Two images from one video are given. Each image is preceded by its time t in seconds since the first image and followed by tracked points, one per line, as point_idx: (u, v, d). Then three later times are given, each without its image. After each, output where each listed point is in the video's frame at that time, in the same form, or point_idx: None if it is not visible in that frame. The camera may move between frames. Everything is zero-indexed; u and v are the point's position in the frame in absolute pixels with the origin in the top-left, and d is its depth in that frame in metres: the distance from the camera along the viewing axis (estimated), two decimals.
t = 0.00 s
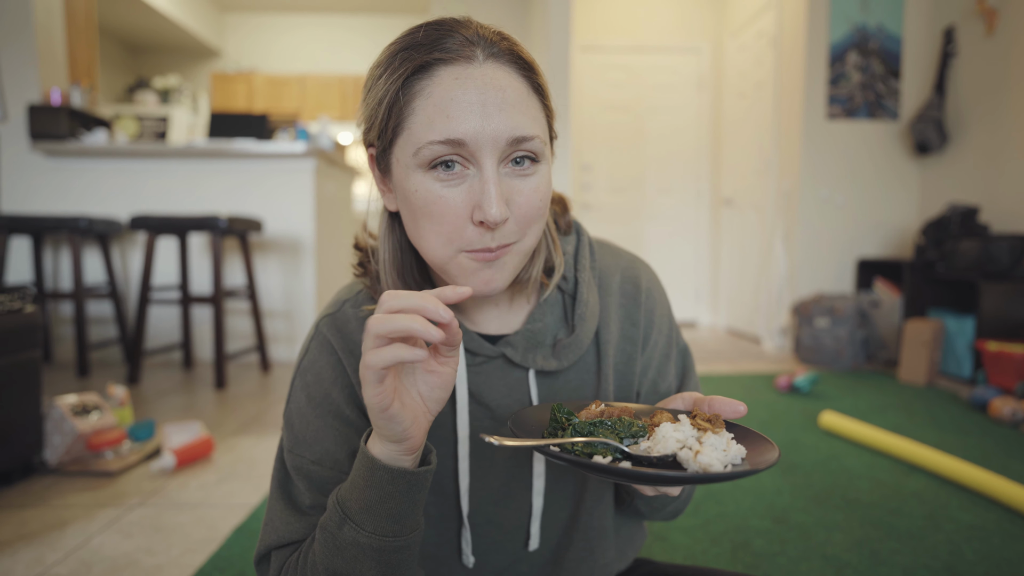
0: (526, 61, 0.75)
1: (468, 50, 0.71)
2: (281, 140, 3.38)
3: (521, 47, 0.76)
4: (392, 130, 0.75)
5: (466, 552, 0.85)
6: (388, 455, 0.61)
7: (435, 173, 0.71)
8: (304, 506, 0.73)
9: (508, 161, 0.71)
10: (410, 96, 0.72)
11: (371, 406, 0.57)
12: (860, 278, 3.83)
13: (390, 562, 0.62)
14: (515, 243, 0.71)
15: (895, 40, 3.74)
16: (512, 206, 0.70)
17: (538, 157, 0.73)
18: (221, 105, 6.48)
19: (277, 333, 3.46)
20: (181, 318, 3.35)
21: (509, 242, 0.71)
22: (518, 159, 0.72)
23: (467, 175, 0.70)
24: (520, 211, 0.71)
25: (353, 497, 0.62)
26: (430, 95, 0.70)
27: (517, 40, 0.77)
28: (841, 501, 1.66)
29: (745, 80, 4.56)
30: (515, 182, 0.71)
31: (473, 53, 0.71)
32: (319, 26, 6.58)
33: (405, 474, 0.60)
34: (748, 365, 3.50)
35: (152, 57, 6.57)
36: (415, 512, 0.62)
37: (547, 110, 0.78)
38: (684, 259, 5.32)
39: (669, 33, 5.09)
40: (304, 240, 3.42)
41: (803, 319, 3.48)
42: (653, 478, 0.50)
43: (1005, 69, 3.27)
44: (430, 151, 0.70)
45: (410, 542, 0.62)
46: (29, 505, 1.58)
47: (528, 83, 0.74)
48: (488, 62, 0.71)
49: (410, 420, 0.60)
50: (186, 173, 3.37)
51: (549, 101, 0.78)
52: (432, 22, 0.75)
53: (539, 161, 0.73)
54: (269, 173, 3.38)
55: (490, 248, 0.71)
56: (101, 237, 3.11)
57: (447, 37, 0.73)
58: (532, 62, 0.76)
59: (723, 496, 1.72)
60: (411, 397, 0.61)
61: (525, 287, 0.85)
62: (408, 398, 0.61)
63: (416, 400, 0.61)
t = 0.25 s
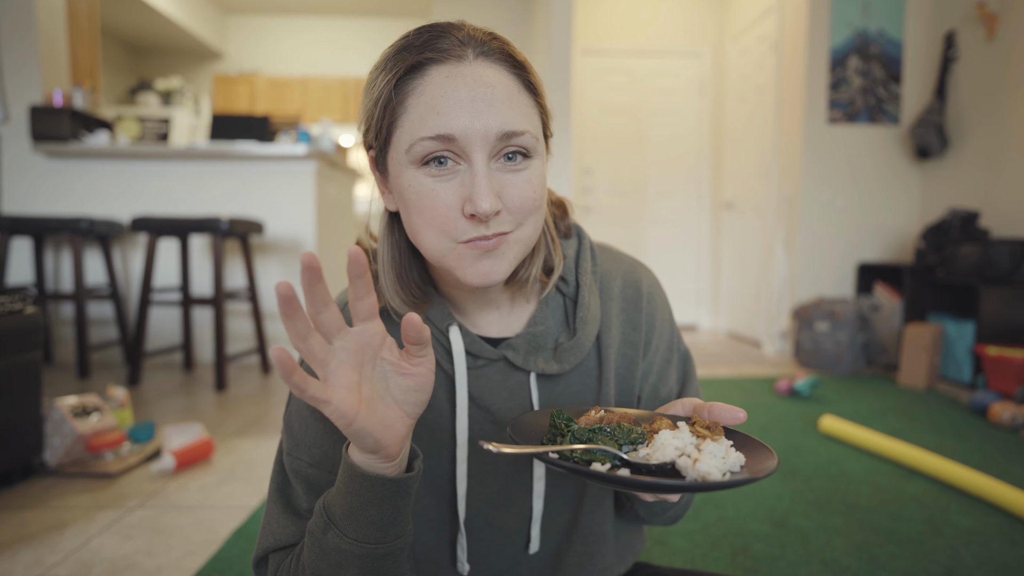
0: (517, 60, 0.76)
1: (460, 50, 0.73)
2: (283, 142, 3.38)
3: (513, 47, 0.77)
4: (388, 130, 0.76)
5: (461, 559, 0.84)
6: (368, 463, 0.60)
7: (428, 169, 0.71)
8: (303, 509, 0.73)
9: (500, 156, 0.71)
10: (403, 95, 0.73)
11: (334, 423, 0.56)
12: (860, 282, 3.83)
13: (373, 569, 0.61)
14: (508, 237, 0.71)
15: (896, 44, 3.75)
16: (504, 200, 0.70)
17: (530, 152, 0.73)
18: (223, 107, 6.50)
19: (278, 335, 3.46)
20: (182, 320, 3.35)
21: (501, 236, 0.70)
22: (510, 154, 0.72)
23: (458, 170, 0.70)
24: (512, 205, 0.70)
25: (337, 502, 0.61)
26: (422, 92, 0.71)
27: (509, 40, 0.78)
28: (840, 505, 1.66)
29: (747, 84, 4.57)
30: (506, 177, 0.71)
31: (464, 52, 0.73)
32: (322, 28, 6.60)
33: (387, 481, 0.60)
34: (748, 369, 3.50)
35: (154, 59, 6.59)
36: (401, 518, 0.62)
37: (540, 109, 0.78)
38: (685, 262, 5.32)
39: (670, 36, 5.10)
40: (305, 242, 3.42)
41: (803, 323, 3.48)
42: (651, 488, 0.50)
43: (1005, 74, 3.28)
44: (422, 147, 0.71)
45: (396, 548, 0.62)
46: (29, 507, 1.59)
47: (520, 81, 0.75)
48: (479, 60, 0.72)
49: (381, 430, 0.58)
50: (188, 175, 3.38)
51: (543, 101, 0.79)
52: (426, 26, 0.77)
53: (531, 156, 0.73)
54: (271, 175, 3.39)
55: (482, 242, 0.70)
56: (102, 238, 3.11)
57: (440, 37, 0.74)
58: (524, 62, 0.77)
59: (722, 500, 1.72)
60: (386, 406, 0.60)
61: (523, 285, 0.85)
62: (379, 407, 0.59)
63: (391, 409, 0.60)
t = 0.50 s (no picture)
0: (514, 60, 0.76)
1: (456, 50, 0.73)
2: (284, 144, 3.39)
3: (510, 47, 0.78)
4: (385, 130, 0.76)
5: (470, 563, 0.84)
6: (395, 453, 0.60)
7: (424, 168, 0.71)
8: (305, 511, 0.73)
9: (496, 155, 0.71)
10: (400, 95, 0.74)
11: (379, 372, 0.56)
12: (861, 286, 3.83)
13: (394, 560, 0.62)
14: (505, 236, 0.71)
15: (897, 48, 3.75)
16: (499, 198, 0.70)
17: (526, 150, 0.73)
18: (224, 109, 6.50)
19: (278, 337, 3.46)
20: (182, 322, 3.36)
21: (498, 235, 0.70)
22: (507, 152, 0.72)
23: (454, 168, 0.70)
24: (508, 203, 0.70)
25: (358, 495, 0.61)
26: (418, 91, 0.71)
27: (506, 41, 0.78)
28: (841, 509, 1.66)
29: (747, 87, 4.57)
30: (502, 175, 0.71)
31: (460, 52, 0.73)
32: (323, 30, 6.61)
33: (411, 474, 0.60)
34: (748, 372, 3.50)
35: (155, 60, 6.60)
36: (419, 511, 0.62)
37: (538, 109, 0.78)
38: (685, 265, 5.32)
39: (672, 39, 5.11)
40: (306, 244, 3.43)
41: (803, 325, 3.48)
42: (654, 485, 0.50)
43: (1006, 78, 3.28)
44: (418, 145, 0.70)
45: (414, 540, 0.63)
46: (29, 508, 1.58)
47: (516, 80, 0.75)
48: (474, 60, 0.72)
49: (415, 403, 0.58)
50: (189, 177, 3.38)
51: (540, 100, 0.78)
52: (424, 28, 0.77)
53: (527, 155, 0.73)
54: (272, 177, 3.39)
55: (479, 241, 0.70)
56: (103, 240, 3.12)
57: (436, 38, 0.74)
58: (521, 61, 0.77)
59: (723, 503, 1.72)
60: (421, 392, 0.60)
61: (524, 288, 0.86)
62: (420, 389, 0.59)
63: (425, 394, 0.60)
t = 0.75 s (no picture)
0: (516, 61, 0.76)
1: (458, 51, 0.73)
2: (285, 144, 3.39)
3: (513, 48, 0.78)
4: (388, 131, 0.76)
5: (464, 558, 0.85)
6: (405, 445, 0.61)
7: (426, 169, 0.71)
8: (307, 509, 0.73)
9: (497, 156, 0.71)
10: (402, 96, 0.74)
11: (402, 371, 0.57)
12: (861, 288, 3.83)
13: (403, 552, 0.62)
14: (507, 238, 0.71)
15: (897, 50, 3.76)
16: (500, 200, 0.70)
17: (528, 151, 0.73)
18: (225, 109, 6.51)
19: (278, 337, 3.46)
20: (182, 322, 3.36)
21: (500, 236, 0.70)
22: (508, 154, 0.72)
23: (456, 169, 0.70)
24: (509, 205, 0.70)
25: (367, 487, 0.62)
26: (420, 93, 0.71)
27: (509, 42, 0.78)
28: (841, 510, 1.66)
29: (748, 89, 4.58)
30: (504, 176, 0.71)
31: (462, 54, 0.73)
32: (324, 30, 6.62)
33: (421, 464, 0.61)
34: (748, 373, 3.50)
35: (156, 60, 6.61)
36: (427, 502, 0.62)
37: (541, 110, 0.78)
38: (685, 267, 5.32)
39: (673, 41, 5.11)
40: (306, 244, 3.43)
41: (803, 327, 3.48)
42: (656, 481, 0.50)
43: (1007, 81, 3.29)
44: (419, 146, 0.71)
45: (423, 533, 0.63)
46: (29, 507, 1.58)
47: (518, 82, 0.75)
48: (477, 61, 0.73)
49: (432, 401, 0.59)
50: (190, 177, 3.39)
51: (543, 101, 0.78)
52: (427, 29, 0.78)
53: (529, 156, 0.73)
54: (273, 177, 3.39)
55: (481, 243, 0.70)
56: (104, 239, 3.12)
57: (439, 39, 0.75)
58: (524, 63, 0.77)
59: (722, 504, 1.72)
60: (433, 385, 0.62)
61: (527, 289, 0.86)
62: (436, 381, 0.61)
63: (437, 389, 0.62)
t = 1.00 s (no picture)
0: (516, 71, 0.75)
1: (456, 62, 0.73)
2: (286, 145, 3.39)
3: (514, 56, 0.77)
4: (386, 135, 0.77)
5: (467, 560, 0.86)
6: (388, 455, 0.61)
7: (419, 180, 0.72)
8: (306, 512, 0.73)
9: (490, 170, 0.72)
10: (400, 104, 0.74)
11: (362, 378, 0.56)
12: (861, 290, 3.83)
13: (388, 561, 0.62)
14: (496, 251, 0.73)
15: (898, 52, 3.76)
16: (490, 214, 0.71)
17: (521, 166, 0.74)
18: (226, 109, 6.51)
19: (278, 337, 3.47)
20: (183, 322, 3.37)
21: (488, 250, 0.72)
22: (501, 168, 0.73)
23: (448, 182, 0.71)
24: (499, 220, 0.71)
25: (352, 498, 0.62)
26: (416, 103, 0.71)
27: (510, 49, 0.77)
28: (840, 512, 1.66)
29: (749, 91, 4.58)
30: (495, 191, 0.72)
31: (460, 64, 0.73)
32: (325, 31, 6.63)
33: (404, 476, 0.60)
34: (748, 375, 3.50)
35: (158, 61, 6.62)
36: (415, 512, 0.62)
37: (539, 120, 0.78)
38: (686, 268, 5.32)
39: (673, 42, 5.12)
40: (307, 244, 3.43)
41: (804, 329, 3.48)
42: (654, 487, 0.51)
43: (1007, 83, 3.29)
44: (413, 156, 0.71)
45: (410, 542, 0.63)
46: (29, 507, 1.59)
47: (516, 93, 0.75)
48: (474, 73, 0.72)
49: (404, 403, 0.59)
50: (191, 177, 3.40)
51: (542, 111, 0.78)
52: (428, 34, 0.77)
53: (522, 170, 0.74)
54: (274, 178, 3.40)
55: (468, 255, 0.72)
56: (104, 239, 3.13)
57: (438, 48, 0.74)
58: (523, 72, 0.77)
59: (722, 506, 1.72)
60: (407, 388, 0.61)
61: (527, 293, 0.87)
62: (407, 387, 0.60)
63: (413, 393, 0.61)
